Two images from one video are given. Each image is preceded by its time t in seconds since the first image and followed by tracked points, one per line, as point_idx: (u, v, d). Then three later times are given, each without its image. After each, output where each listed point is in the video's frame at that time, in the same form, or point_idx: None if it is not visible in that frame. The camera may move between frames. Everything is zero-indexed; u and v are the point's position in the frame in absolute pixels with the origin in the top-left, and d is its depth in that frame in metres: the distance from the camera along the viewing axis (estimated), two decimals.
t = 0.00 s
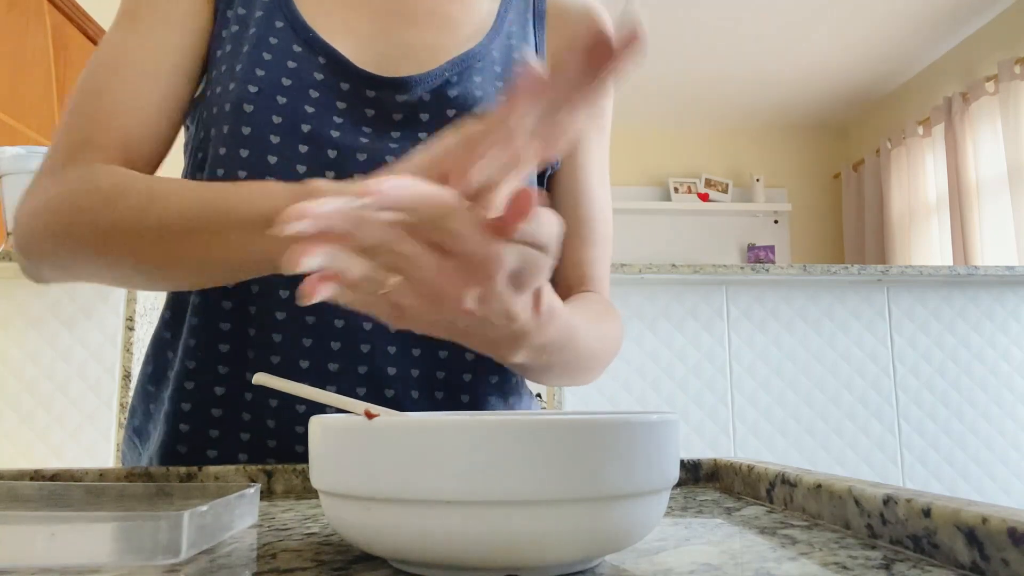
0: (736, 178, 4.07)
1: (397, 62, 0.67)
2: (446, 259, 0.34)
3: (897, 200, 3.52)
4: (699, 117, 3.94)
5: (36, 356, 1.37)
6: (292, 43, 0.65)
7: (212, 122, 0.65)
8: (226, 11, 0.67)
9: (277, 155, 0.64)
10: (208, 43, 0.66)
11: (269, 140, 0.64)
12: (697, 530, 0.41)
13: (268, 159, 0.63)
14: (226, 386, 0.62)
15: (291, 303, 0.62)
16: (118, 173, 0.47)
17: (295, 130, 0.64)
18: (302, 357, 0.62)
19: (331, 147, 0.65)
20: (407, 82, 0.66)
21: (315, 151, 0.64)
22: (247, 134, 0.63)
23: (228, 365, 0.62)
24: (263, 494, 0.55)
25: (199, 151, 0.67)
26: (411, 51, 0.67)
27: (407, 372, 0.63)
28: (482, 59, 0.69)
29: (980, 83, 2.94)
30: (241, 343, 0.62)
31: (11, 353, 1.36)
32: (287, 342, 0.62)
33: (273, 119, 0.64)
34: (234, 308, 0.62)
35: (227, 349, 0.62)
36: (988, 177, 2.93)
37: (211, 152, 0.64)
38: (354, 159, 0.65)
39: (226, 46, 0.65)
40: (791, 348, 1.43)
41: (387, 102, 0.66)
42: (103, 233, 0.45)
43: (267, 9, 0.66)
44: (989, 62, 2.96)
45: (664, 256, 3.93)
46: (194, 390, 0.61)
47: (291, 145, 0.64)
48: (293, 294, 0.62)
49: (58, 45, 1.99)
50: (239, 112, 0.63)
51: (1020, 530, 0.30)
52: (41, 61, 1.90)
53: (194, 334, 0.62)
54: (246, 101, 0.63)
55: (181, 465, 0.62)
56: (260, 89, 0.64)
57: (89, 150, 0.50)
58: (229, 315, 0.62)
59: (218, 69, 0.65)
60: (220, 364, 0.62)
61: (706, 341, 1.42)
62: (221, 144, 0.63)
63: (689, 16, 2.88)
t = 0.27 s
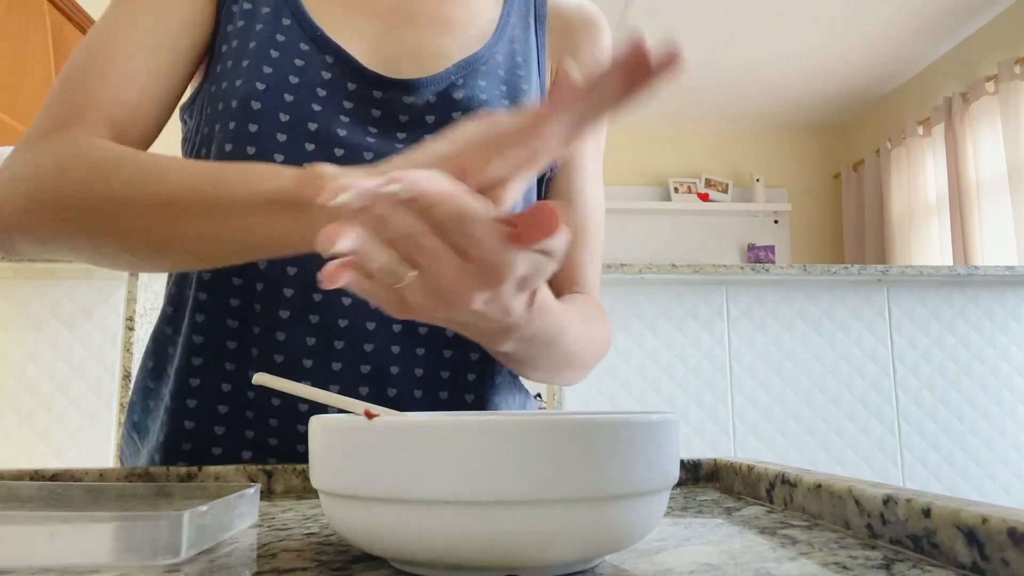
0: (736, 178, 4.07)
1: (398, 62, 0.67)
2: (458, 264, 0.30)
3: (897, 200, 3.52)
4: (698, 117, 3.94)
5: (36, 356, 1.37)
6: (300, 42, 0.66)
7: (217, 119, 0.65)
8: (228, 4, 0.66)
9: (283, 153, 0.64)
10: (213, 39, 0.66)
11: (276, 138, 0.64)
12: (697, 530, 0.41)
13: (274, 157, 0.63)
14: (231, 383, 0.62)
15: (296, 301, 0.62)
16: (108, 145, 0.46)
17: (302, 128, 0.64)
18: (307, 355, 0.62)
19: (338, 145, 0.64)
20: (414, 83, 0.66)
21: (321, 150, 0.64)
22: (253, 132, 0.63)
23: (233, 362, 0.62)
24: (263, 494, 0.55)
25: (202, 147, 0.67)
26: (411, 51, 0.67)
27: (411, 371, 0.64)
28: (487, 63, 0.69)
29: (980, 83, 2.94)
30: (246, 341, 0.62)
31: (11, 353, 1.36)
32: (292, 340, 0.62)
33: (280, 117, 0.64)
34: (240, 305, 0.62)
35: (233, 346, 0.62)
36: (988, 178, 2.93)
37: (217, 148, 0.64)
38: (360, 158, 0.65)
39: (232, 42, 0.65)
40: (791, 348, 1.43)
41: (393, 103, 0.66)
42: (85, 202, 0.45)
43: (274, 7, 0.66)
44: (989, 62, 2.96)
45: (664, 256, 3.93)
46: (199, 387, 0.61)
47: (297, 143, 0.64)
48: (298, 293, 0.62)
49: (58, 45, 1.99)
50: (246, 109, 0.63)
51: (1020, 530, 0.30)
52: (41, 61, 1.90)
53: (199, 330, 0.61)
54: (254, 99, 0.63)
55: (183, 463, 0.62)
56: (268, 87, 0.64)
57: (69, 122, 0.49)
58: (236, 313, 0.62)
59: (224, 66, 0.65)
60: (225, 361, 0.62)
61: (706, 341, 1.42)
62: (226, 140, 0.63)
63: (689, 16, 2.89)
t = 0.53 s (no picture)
0: (736, 178, 4.07)
1: (398, 63, 0.67)
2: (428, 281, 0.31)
3: (897, 200, 3.52)
4: (698, 117, 3.94)
5: (36, 356, 1.37)
6: (297, 45, 0.65)
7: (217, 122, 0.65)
8: (227, 11, 0.66)
9: (282, 156, 0.63)
10: (212, 47, 0.66)
11: (275, 140, 0.63)
12: (697, 530, 0.41)
13: (273, 159, 0.63)
14: (232, 386, 0.62)
15: (296, 303, 0.62)
16: (102, 150, 0.47)
17: (301, 131, 0.64)
18: (308, 357, 0.62)
19: (337, 146, 0.64)
20: (413, 85, 0.66)
21: (320, 152, 0.64)
22: (252, 134, 0.63)
23: (233, 365, 0.62)
24: (263, 494, 0.55)
25: (201, 151, 0.66)
26: (410, 52, 0.67)
27: (411, 372, 0.64)
28: (486, 66, 0.69)
29: (980, 83, 2.94)
30: (246, 343, 0.62)
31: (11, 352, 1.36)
32: (293, 342, 0.62)
33: (279, 119, 0.64)
34: (239, 308, 0.62)
35: (232, 349, 0.62)
36: (988, 177, 2.93)
37: (216, 152, 0.63)
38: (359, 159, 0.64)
39: (230, 47, 0.65)
40: (791, 348, 1.43)
41: (392, 104, 0.66)
42: (73, 212, 0.45)
43: (271, 10, 0.66)
44: (989, 62, 2.96)
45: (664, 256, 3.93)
46: (200, 390, 0.61)
47: (297, 145, 0.64)
48: (298, 294, 0.63)
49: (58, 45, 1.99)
50: (244, 111, 0.63)
51: (1020, 530, 0.30)
52: (41, 60, 1.90)
53: (199, 333, 0.61)
54: (252, 102, 0.63)
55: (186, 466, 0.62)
56: (266, 90, 0.64)
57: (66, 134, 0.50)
58: (235, 316, 0.62)
59: (222, 70, 0.65)
60: (225, 364, 0.62)
61: (706, 341, 1.42)
62: (225, 144, 0.63)
63: (689, 16, 2.89)
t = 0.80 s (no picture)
0: (736, 178, 4.07)
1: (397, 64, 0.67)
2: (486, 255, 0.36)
3: (897, 200, 3.52)
4: (698, 117, 3.94)
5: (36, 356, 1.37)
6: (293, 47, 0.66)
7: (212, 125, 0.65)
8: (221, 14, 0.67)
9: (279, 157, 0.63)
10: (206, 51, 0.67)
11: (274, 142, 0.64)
12: (697, 530, 0.41)
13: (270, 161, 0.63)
14: (230, 389, 0.62)
15: (295, 304, 0.63)
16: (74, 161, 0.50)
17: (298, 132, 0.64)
18: (307, 358, 0.62)
19: (334, 148, 0.64)
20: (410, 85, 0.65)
21: (319, 154, 0.64)
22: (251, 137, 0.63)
23: (232, 367, 0.62)
24: (263, 494, 0.55)
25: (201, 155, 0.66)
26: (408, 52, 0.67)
27: (410, 372, 0.64)
28: (486, 66, 0.68)
29: (979, 83, 2.94)
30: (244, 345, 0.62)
31: (11, 352, 1.36)
32: (292, 343, 0.62)
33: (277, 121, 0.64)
34: (238, 310, 0.62)
35: (231, 351, 0.62)
36: (987, 178, 2.93)
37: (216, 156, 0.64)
38: (357, 162, 0.64)
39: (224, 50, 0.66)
40: (791, 348, 1.43)
41: (389, 104, 0.66)
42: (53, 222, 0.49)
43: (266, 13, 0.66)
44: (989, 62, 2.96)
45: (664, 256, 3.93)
46: (198, 393, 0.61)
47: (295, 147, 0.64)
48: (297, 296, 0.63)
49: (58, 44, 1.99)
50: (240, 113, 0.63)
51: (1020, 530, 0.30)
52: (41, 60, 1.90)
53: (197, 336, 0.61)
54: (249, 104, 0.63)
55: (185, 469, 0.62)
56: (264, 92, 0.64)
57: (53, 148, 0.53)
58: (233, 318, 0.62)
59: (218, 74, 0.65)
60: (224, 366, 0.62)
61: (706, 341, 1.42)
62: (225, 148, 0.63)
63: (689, 16, 2.88)
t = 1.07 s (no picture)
0: (736, 178, 4.07)
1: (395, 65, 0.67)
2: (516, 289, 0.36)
3: (897, 200, 3.52)
4: (698, 117, 3.95)
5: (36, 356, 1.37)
6: (285, 48, 0.66)
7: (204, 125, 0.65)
8: (214, 15, 0.67)
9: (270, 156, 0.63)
10: (198, 52, 0.67)
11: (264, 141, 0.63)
12: (697, 530, 0.41)
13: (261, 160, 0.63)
14: (219, 390, 0.61)
15: (285, 305, 0.63)
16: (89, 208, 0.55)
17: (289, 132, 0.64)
18: (297, 359, 0.62)
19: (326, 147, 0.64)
20: (404, 84, 0.66)
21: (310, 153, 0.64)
22: (242, 136, 0.63)
23: (221, 369, 0.62)
24: (263, 494, 0.55)
25: (190, 155, 0.66)
26: (406, 55, 0.68)
27: (401, 374, 0.64)
28: (480, 66, 0.69)
29: (980, 83, 2.94)
30: (234, 346, 0.62)
31: (11, 352, 1.35)
32: (282, 344, 0.62)
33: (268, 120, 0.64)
34: (226, 312, 0.62)
35: (220, 353, 0.62)
36: (987, 178, 2.93)
37: (206, 154, 0.64)
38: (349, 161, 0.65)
39: (216, 51, 0.65)
40: (791, 348, 1.43)
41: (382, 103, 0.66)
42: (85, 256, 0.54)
43: (258, 13, 0.66)
44: (989, 62, 2.96)
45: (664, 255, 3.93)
46: (188, 394, 0.61)
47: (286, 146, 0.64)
48: (287, 297, 0.63)
49: (58, 44, 1.99)
50: (232, 114, 0.63)
51: (1021, 530, 0.30)
52: (41, 60, 1.90)
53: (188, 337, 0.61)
54: (240, 103, 0.63)
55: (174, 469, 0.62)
56: (255, 91, 0.64)
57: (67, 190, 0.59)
58: (221, 319, 0.62)
59: (209, 74, 0.65)
60: (212, 368, 0.62)
61: (706, 341, 1.42)
62: (215, 146, 0.63)
63: (689, 16, 2.88)
